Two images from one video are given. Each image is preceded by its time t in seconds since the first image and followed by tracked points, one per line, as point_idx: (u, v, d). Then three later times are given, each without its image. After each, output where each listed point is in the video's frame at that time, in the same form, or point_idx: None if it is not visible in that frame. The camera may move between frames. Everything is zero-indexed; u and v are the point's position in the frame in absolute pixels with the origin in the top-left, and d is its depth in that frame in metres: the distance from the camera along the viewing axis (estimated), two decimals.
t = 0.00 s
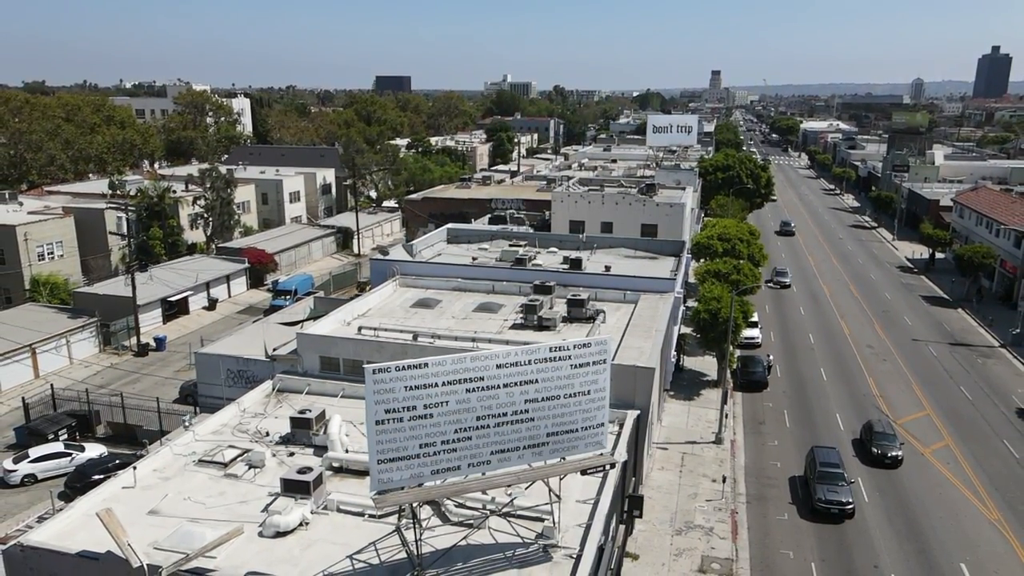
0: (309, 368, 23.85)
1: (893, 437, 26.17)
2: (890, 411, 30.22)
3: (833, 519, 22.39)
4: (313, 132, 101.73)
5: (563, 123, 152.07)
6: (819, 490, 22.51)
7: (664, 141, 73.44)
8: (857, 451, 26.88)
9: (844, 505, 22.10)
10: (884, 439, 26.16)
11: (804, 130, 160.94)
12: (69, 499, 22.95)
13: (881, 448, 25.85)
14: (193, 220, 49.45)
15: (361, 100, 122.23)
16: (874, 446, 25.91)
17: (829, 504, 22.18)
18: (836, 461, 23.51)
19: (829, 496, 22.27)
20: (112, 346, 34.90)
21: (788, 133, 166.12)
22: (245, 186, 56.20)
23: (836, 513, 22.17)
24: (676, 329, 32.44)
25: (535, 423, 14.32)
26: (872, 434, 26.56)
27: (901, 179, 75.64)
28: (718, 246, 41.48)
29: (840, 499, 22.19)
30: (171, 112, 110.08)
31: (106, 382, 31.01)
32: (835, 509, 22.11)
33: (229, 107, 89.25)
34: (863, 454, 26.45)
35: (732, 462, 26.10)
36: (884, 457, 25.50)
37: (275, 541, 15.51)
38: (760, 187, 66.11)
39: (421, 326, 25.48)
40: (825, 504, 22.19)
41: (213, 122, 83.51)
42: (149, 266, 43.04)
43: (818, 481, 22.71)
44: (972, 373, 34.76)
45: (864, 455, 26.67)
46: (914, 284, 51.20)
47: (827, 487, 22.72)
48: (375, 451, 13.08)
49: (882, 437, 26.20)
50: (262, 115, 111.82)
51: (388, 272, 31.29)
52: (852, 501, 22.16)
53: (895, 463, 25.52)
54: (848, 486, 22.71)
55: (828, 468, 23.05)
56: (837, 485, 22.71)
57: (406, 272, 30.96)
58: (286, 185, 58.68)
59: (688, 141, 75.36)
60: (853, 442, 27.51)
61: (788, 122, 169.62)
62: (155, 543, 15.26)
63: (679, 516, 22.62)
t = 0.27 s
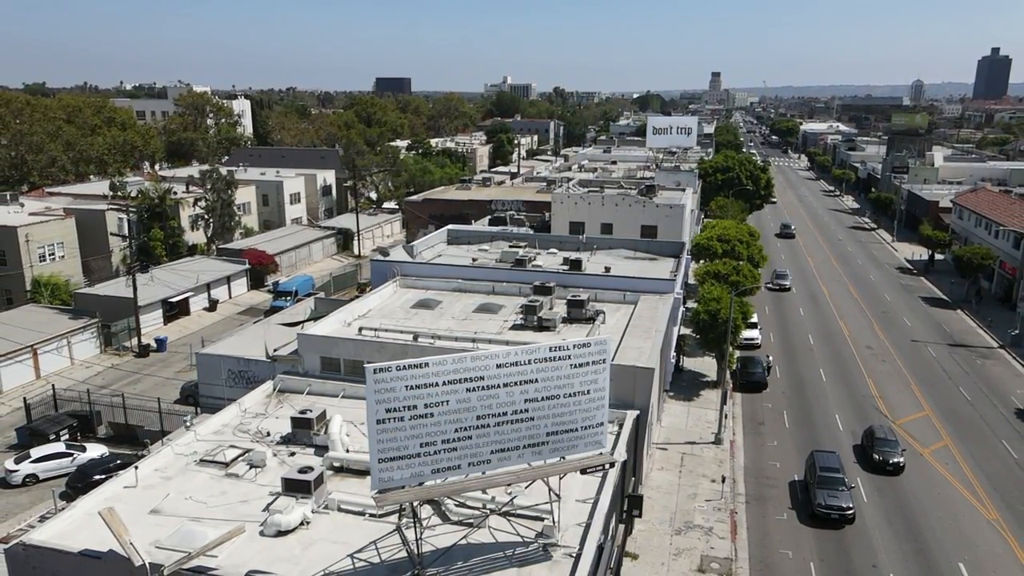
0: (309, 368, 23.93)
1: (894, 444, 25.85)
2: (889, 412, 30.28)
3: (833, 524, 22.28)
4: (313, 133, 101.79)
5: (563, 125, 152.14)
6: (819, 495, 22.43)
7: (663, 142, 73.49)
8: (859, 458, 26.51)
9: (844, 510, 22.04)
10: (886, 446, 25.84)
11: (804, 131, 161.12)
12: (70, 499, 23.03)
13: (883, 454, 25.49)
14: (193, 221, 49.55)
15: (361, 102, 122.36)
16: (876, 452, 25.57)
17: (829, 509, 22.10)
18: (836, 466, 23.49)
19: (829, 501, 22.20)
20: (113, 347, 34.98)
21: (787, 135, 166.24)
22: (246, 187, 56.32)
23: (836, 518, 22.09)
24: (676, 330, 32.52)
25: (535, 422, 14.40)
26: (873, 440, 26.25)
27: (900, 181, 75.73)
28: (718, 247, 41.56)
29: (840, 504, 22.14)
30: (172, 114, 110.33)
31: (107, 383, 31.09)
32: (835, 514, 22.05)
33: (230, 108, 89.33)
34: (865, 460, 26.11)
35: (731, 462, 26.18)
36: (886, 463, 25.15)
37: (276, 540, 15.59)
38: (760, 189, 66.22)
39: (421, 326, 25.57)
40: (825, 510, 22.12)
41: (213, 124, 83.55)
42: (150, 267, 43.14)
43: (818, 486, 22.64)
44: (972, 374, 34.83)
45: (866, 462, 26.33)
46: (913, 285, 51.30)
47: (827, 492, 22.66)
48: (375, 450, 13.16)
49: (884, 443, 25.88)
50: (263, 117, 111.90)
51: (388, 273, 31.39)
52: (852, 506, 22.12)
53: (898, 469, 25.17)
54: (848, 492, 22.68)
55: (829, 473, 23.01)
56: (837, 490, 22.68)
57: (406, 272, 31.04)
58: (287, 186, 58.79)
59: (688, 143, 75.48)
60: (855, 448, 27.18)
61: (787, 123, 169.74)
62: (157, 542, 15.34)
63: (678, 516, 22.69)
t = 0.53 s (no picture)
0: (310, 368, 24.01)
1: (896, 450, 25.52)
2: (888, 412, 30.35)
3: (833, 529, 22.05)
4: (313, 135, 101.88)
5: (563, 126, 152.28)
6: (818, 500, 22.19)
7: (663, 144, 73.42)
8: (860, 464, 26.14)
9: (844, 515, 21.77)
10: (887, 452, 25.51)
11: (804, 132, 161.16)
12: (72, 499, 23.11)
13: (885, 460, 25.15)
14: (194, 222, 49.69)
15: (361, 103, 122.54)
16: (878, 459, 25.23)
17: (829, 514, 21.85)
18: (836, 470, 23.19)
19: (829, 506, 21.96)
20: (114, 348, 35.07)
21: (787, 136, 166.41)
22: (246, 189, 56.43)
23: (836, 523, 21.84)
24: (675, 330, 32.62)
25: (535, 422, 14.49)
26: (875, 446, 25.90)
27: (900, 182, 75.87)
28: (717, 248, 41.65)
29: (840, 509, 21.87)
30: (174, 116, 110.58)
31: (108, 383, 31.17)
32: (835, 519, 21.79)
33: (230, 109, 89.43)
34: (865, 466, 25.83)
35: (730, 462, 26.25)
36: (888, 470, 24.84)
37: (277, 539, 15.67)
38: (760, 190, 66.34)
39: (421, 327, 25.65)
40: (825, 515, 21.87)
41: (214, 125, 83.60)
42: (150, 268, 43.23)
43: (818, 490, 22.37)
44: (971, 375, 34.91)
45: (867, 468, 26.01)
46: (912, 287, 51.36)
47: (827, 497, 22.40)
48: (376, 449, 13.25)
49: (886, 449, 25.54)
50: (263, 118, 112.01)
51: (388, 274, 31.48)
52: (852, 511, 21.85)
53: (899, 476, 24.85)
54: (848, 496, 22.40)
55: (828, 478, 22.72)
56: (837, 495, 22.40)
57: (407, 273, 31.13)
58: (287, 187, 58.90)
59: (688, 144, 75.63)
60: (856, 453, 26.84)
61: (787, 125, 169.97)
62: (159, 541, 15.42)
63: (678, 516, 22.76)
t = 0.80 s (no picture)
0: (311, 369, 24.09)
1: (897, 456, 25.16)
2: (887, 413, 30.42)
3: (833, 534, 21.87)
4: (314, 136, 101.98)
5: (564, 128, 152.44)
6: (818, 505, 22.02)
7: (663, 145, 73.40)
8: (861, 470, 25.74)
9: (844, 521, 21.61)
10: (889, 458, 25.15)
11: (804, 134, 161.28)
12: (73, 499, 23.19)
13: (886, 467, 24.78)
14: (195, 223, 49.78)
15: (362, 105, 122.69)
16: (879, 465, 24.86)
17: (829, 520, 21.68)
18: (836, 475, 23.02)
19: (829, 511, 21.79)
20: (115, 348, 35.17)
21: (787, 138, 166.61)
22: (247, 190, 56.53)
23: (836, 529, 21.68)
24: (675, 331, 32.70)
25: (535, 421, 14.57)
26: (876, 452, 25.51)
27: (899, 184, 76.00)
28: (717, 249, 41.73)
29: (840, 514, 21.69)
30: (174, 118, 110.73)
31: (109, 384, 31.25)
32: (835, 525, 21.61)
33: (231, 111, 89.54)
34: (867, 472, 25.44)
35: (730, 463, 26.33)
36: (890, 476, 24.45)
37: (278, 538, 15.75)
38: (760, 192, 66.42)
39: (422, 327, 25.75)
40: (825, 520, 21.69)
41: (215, 127, 83.66)
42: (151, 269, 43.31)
43: (818, 496, 22.19)
44: (970, 376, 34.98)
45: (868, 474, 25.65)
46: (912, 288, 51.42)
47: (827, 502, 22.22)
48: (377, 448, 13.34)
49: (886, 455, 25.18)
50: (264, 119, 112.14)
51: (389, 275, 31.58)
52: (852, 517, 21.66)
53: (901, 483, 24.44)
54: (848, 501, 22.23)
55: (828, 483, 22.55)
56: (837, 500, 22.23)
57: (407, 274, 31.22)
58: (287, 189, 59.01)
59: (688, 146, 75.71)
60: (857, 460, 26.46)
61: (787, 127, 170.24)
62: (161, 540, 15.51)
63: (677, 516, 22.84)
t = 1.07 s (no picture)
0: (311, 369, 24.17)
1: (899, 463, 24.85)
2: (886, 413, 30.52)
3: (833, 540, 21.67)
4: (314, 138, 102.12)
5: (563, 130, 152.58)
6: (818, 510, 21.84)
7: (662, 146, 73.56)
8: (862, 475, 25.49)
9: (844, 526, 21.40)
10: (891, 464, 24.84)
11: (804, 136, 161.29)
12: (75, 499, 23.26)
13: (887, 473, 24.51)
14: (195, 225, 49.89)
15: (362, 107, 122.79)
16: (880, 472, 24.57)
17: (829, 524, 21.48)
18: (835, 480, 22.92)
19: (829, 516, 21.60)
20: (116, 349, 35.27)
21: (786, 139, 166.73)
22: (247, 192, 56.64)
23: (836, 534, 21.46)
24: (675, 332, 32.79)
25: (535, 421, 14.66)
26: (877, 458, 25.19)
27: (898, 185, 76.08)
28: (716, 250, 41.82)
29: (840, 519, 21.50)
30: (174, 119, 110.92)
31: (110, 385, 31.33)
32: (835, 530, 21.41)
33: (231, 112, 89.66)
34: (869, 480, 25.05)
35: (729, 463, 26.40)
36: (891, 483, 24.14)
37: (280, 537, 15.82)
38: (759, 193, 66.52)
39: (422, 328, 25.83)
40: (825, 525, 21.50)
41: (215, 128, 83.75)
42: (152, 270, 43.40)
43: (818, 500, 22.02)
44: (969, 377, 35.06)
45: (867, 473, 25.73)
46: (911, 289, 51.47)
47: (827, 507, 22.07)
48: (378, 446, 13.43)
49: (887, 461, 24.86)
50: (264, 121, 112.30)
51: (388, 275, 31.70)
52: (852, 522, 21.47)
53: (903, 490, 24.13)
54: (849, 506, 22.07)
55: (828, 487, 22.43)
56: (838, 505, 22.08)
57: (407, 275, 31.31)
58: (288, 190, 59.12)
59: (687, 147, 75.82)
60: (858, 464, 26.20)
61: (786, 128, 170.41)
62: (163, 539, 15.59)
63: (676, 516, 22.91)
